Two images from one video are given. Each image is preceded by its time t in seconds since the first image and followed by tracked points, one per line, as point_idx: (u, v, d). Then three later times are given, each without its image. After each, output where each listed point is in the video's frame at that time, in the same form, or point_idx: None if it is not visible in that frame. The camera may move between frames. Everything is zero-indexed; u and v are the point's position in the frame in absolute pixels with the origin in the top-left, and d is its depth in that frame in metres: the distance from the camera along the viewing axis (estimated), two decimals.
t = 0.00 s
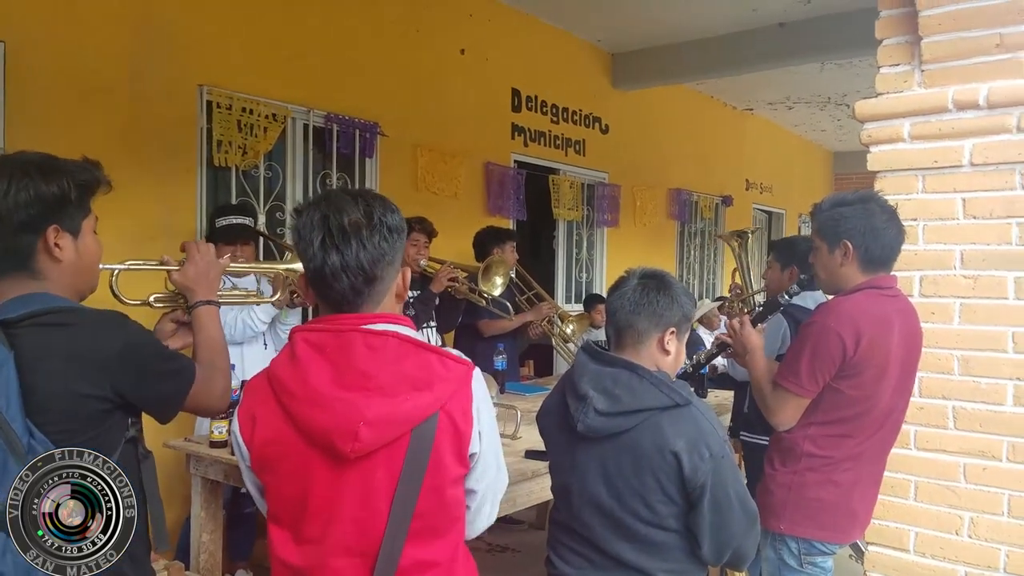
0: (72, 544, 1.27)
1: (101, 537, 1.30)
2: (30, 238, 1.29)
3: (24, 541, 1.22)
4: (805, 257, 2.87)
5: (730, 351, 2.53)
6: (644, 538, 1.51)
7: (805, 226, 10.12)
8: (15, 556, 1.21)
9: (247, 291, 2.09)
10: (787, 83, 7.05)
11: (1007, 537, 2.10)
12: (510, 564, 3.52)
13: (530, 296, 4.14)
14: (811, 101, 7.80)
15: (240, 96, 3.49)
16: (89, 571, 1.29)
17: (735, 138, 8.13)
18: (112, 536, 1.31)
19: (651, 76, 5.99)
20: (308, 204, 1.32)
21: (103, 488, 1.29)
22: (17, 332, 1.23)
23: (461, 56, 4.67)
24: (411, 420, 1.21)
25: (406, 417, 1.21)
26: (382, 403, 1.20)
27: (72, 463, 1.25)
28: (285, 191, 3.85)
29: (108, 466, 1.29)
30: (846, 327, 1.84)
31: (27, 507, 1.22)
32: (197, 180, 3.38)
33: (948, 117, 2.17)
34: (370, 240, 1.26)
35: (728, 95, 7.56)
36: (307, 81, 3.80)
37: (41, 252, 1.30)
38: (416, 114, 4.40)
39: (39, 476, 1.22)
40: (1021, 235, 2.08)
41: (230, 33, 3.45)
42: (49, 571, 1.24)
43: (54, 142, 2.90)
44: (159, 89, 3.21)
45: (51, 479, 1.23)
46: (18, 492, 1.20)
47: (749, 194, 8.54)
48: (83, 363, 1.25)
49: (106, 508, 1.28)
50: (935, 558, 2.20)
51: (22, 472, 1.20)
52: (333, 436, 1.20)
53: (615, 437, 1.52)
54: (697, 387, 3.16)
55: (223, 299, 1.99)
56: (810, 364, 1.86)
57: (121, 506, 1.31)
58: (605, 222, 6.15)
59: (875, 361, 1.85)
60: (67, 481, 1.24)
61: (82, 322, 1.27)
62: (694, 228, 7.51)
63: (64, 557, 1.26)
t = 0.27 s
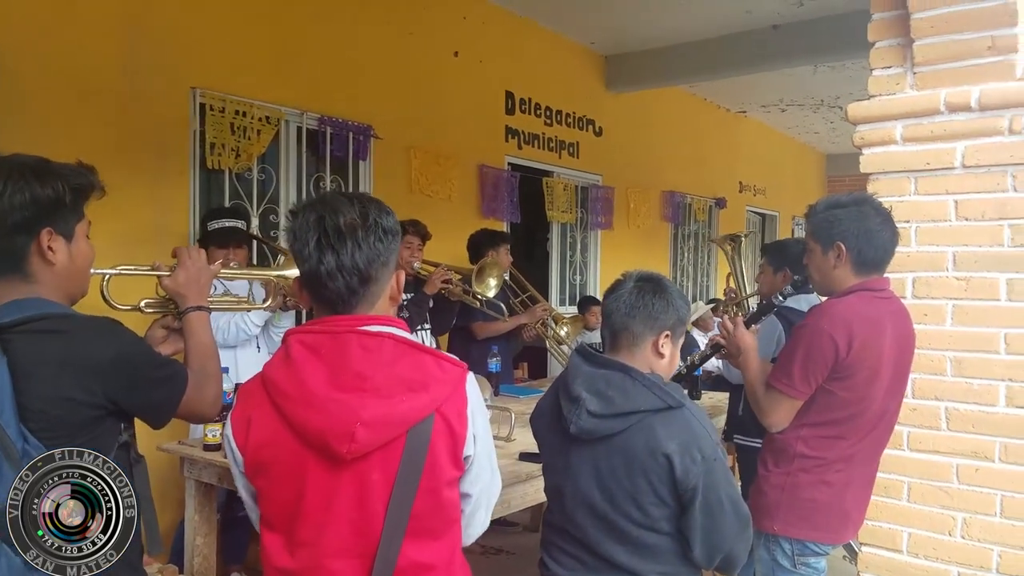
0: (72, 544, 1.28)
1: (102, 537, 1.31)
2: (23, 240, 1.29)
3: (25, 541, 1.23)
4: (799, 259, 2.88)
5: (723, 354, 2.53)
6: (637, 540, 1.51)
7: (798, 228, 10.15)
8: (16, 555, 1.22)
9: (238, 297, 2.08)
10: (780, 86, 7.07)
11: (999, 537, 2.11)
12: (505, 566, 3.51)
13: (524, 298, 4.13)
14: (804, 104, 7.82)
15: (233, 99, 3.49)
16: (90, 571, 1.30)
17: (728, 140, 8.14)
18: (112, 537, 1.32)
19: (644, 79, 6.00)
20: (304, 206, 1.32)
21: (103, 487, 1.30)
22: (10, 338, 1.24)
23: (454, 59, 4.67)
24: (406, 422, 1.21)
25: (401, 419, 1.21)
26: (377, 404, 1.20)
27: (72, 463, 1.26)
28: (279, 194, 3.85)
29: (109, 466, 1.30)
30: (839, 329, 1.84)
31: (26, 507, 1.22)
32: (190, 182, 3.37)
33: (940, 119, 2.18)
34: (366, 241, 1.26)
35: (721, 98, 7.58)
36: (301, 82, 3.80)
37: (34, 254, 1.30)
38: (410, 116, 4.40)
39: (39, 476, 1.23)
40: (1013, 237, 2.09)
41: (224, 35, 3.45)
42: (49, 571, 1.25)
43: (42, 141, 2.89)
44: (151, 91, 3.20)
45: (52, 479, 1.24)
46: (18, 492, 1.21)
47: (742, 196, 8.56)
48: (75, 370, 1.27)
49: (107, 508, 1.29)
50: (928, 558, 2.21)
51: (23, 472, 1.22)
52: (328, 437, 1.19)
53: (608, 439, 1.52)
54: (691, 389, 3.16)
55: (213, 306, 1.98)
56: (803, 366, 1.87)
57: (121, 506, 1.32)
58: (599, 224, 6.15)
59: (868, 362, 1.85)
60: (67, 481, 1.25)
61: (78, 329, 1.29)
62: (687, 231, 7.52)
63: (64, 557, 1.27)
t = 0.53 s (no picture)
0: (72, 544, 1.29)
1: (101, 537, 1.32)
2: (16, 240, 1.29)
3: (25, 541, 1.23)
4: (792, 261, 2.88)
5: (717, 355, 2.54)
6: (630, 541, 1.51)
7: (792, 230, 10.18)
8: (16, 555, 1.23)
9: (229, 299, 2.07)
10: (775, 88, 7.09)
11: (991, 538, 2.12)
12: (499, 567, 3.51)
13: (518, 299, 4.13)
14: (798, 106, 7.84)
15: (228, 99, 3.48)
16: (89, 571, 1.31)
17: (723, 142, 8.16)
18: (112, 536, 1.33)
19: (639, 81, 6.01)
20: (301, 207, 1.32)
21: (104, 487, 1.31)
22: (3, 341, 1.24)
23: (449, 60, 4.67)
24: (402, 423, 1.21)
25: (398, 421, 1.20)
26: (374, 406, 1.20)
27: (71, 462, 1.27)
28: (273, 194, 3.84)
29: (108, 465, 1.32)
30: (831, 330, 1.85)
31: (27, 507, 1.23)
32: (185, 182, 3.36)
33: (933, 122, 2.19)
34: (363, 241, 1.26)
35: (715, 100, 7.60)
36: (295, 83, 3.80)
37: (27, 254, 1.31)
38: (405, 117, 4.40)
39: (39, 475, 1.24)
40: (1005, 239, 2.10)
41: (219, 35, 3.45)
42: (50, 571, 1.26)
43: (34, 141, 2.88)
44: (146, 91, 3.19)
45: (52, 479, 1.25)
46: (18, 492, 1.22)
47: (736, 198, 8.58)
48: (67, 373, 1.27)
49: (107, 508, 1.30)
50: (920, 559, 2.21)
51: (23, 471, 1.22)
52: (324, 438, 1.19)
53: (601, 439, 1.52)
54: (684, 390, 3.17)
55: (204, 306, 1.98)
56: (795, 367, 1.87)
57: (121, 506, 1.33)
58: (594, 225, 6.15)
59: (860, 363, 1.86)
60: (66, 481, 1.26)
61: (71, 333, 1.29)
62: (681, 232, 7.53)
63: (64, 557, 1.28)
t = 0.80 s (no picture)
0: (72, 544, 1.35)
1: (101, 537, 1.39)
2: (6, 239, 1.32)
3: (25, 541, 1.31)
4: (783, 260, 2.89)
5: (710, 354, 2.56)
6: (622, 540, 1.51)
7: (785, 229, 10.20)
8: (18, 554, 1.30)
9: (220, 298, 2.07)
10: (767, 88, 7.11)
11: (982, 536, 2.13)
12: (492, 566, 3.51)
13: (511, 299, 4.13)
14: (790, 106, 7.86)
15: (220, 97, 3.47)
16: (89, 571, 1.38)
17: (716, 142, 8.18)
18: (112, 537, 1.40)
19: (632, 81, 6.02)
20: (297, 206, 1.32)
21: (103, 488, 1.38)
22: None
23: (442, 59, 4.66)
24: (398, 424, 1.21)
25: (394, 422, 1.21)
26: (370, 406, 1.20)
27: (71, 463, 1.34)
28: (265, 194, 3.83)
29: (107, 466, 1.39)
30: (823, 330, 1.85)
31: (27, 507, 1.30)
32: (176, 181, 3.35)
33: (924, 122, 2.20)
34: (361, 241, 1.26)
35: (708, 100, 7.61)
36: (288, 81, 3.79)
37: (16, 253, 1.33)
38: (398, 116, 4.39)
39: (39, 475, 1.31)
40: (995, 239, 2.11)
41: (212, 34, 3.44)
42: (50, 570, 1.33)
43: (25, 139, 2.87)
44: (138, 91, 3.18)
45: (51, 479, 1.32)
46: (19, 492, 1.29)
47: (729, 198, 8.60)
48: (57, 375, 1.31)
49: (107, 508, 1.38)
50: (911, 557, 2.23)
51: (23, 471, 1.29)
52: (320, 438, 1.19)
53: (593, 438, 1.52)
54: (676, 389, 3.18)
55: (193, 305, 1.97)
56: (787, 366, 1.87)
57: (120, 506, 1.41)
58: (587, 224, 6.16)
59: (851, 363, 1.86)
60: (66, 481, 1.33)
61: (63, 335, 1.33)
62: (675, 232, 7.54)
63: (64, 557, 1.34)
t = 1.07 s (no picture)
0: (72, 544, 1.37)
1: (101, 537, 1.41)
2: None
3: (25, 542, 1.32)
4: (776, 258, 2.90)
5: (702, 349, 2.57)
6: (618, 536, 1.51)
7: (777, 227, 10.22)
8: (18, 554, 1.31)
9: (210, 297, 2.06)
10: (759, 86, 7.12)
11: (973, 531, 2.14)
12: (486, 565, 3.51)
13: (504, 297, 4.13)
14: (782, 104, 7.88)
15: (211, 96, 3.46)
16: (89, 570, 1.39)
17: (708, 140, 8.19)
18: (112, 537, 1.42)
19: (624, 79, 6.02)
20: (296, 202, 1.32)
21: (103, 488, 1.40)
22: None
23: (434, 57, 4.65)
24: (390, 422, 1.21)
25: (386, 420, 1.20)
26: (362, 404, 1.20)
27: (72, 462, 1.35)
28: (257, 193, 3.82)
29: (108, 466, 1.41)
30: (816, 326, 1.86)
31: (27, 507, 1.31)
32: (168, 180, 3.34)
33: (914, 119, 2.20)
34: (355, 239, 1.26)
35: (700, 98, 7.62)
36: (279, 80, 3.78)
37: (4, 257, 1.33)
38: (390, 114, 4.39)
39: (39, 476, 1.32)
40: (985, 235, 2.12)
41: (204, 34, 3.43)
42: (50, 571, 1.34)
43: (13, 137, 2.84)
44: (127, 89, 3.16)
45: (52, 479, 1.33)
46: (19, 492, 1.30)
47: (721, 196, 8.62)
48: (49, 378, 1.31)
49: (107, 508, 1.39)
50: (903, 552, 2.24)
51: (23, 472, 1.30)
52: (312, 437, 1.19)
53: (588, 436, 1.52)
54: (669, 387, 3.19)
55: (183, 306, 1.96)
56: (780, 362, 1.88)
57: (121, 506, 1.43)
58: (580, 223, 6.16)
59: (843, 359, 1.87)
60: (66, 481, 1.35)
61: (51, 339, 1.33)
62: (667, 229, 7.55)
63: (64, 557, 1.36)
